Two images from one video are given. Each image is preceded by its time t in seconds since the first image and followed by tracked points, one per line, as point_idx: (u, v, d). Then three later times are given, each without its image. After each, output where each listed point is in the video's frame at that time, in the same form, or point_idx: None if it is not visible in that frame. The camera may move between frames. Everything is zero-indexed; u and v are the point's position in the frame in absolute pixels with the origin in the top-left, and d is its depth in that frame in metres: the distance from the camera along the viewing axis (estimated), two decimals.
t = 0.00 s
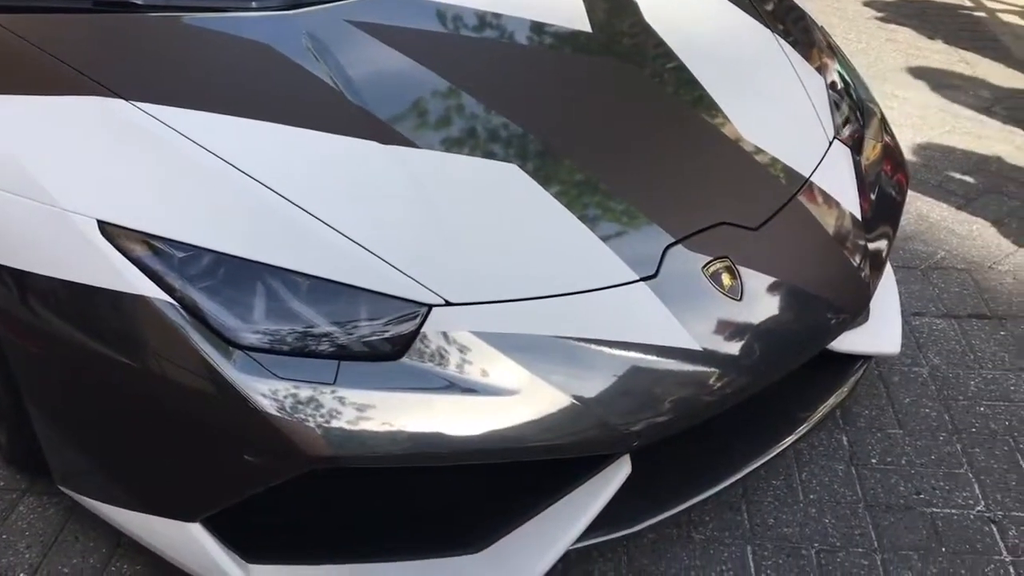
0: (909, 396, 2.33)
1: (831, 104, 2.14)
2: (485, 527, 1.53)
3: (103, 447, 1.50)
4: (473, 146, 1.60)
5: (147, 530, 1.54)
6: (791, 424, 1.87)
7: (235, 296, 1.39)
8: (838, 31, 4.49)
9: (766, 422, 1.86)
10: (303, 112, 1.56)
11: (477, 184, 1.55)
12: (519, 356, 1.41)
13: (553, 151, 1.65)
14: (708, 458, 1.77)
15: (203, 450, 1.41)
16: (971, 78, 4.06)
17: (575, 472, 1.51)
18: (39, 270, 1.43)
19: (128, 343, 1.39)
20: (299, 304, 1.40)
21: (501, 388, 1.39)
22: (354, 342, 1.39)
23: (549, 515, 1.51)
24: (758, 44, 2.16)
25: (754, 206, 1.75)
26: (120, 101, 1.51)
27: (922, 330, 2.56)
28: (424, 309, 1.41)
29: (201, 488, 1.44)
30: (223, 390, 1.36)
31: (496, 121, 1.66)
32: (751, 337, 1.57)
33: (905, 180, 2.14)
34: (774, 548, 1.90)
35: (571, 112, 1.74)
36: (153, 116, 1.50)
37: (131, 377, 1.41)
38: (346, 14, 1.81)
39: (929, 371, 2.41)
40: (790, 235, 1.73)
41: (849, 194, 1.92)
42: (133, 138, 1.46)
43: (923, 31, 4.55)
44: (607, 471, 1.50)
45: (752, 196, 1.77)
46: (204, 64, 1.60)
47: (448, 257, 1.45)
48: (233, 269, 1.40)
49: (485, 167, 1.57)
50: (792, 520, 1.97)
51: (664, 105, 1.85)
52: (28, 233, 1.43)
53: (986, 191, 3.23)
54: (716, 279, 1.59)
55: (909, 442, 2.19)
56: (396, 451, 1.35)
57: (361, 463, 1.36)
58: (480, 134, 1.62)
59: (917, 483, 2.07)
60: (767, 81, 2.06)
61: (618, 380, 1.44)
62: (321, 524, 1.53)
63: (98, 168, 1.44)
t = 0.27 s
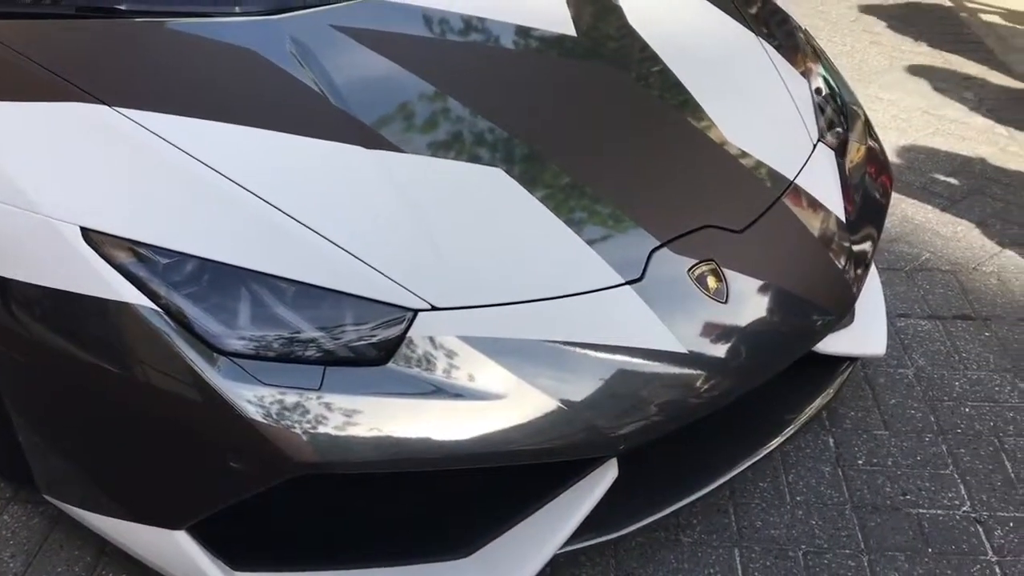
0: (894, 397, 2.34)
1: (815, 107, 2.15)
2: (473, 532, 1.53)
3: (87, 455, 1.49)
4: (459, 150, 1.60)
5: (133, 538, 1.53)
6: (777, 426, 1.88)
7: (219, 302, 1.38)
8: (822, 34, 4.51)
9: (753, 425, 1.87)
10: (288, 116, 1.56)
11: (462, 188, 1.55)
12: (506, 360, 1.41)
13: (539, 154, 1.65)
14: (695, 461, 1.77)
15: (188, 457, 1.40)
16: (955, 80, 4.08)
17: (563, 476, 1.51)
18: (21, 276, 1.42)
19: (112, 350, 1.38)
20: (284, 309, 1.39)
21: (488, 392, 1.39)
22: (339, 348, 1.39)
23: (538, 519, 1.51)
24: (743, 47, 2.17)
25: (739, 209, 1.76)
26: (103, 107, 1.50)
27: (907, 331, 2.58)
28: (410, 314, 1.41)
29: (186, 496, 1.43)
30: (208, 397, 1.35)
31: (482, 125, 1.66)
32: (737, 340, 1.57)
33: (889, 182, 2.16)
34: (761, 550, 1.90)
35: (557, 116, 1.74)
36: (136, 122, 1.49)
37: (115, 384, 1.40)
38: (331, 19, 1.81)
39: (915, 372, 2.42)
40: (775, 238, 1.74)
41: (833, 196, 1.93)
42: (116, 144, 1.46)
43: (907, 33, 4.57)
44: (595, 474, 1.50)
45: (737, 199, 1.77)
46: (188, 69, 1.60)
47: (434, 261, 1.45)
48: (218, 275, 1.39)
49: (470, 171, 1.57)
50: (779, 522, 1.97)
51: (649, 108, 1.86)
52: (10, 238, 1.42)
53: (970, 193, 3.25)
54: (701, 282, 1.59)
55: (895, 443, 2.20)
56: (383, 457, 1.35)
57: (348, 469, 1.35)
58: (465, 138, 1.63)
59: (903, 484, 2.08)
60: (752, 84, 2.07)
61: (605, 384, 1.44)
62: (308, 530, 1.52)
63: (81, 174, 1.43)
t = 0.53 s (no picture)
0: (883, 408, 2.35)
1: (800, 119, 2.17)
2: (465, 546, 1.52)
3: (77, 473, 1.48)
4: (448, 164, 1.61)
5: (123, 557, 1.52)
6: (767, 438, 1.88)
7: (210, 318, 1.38)
8: (808, 47, 4.55)
9: (743, 436, 1.87)
10: (278, 133, 1.56)
11: (452, 203, 1.55)
12: (497, 375, 1.41)
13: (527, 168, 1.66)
14: (686, 473, 1.77)
15: (179, 474, 1.39)
16: (939, 92, 4.12)
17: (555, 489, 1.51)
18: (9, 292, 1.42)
19: (102, 368, 1.38)
20: (275, 325, 1.39)
21: (480, 407, 1.39)
22: (331, 363, 1.39)
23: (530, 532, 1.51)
24: (729, 60, 2.19)
25: (727, 222, 1.77)
26: (92, 125, 1.50)
27: (895, 342, 2.59)
28: (401, 328, 1.41)
29: (177, 513, 1.43)
30: (199, 414, 1.35)
31: (470, 139, 1.67)
32: (727, 352, 1.58)
33: (875, 194, 2.17)
34: (753, 562, 1.90)
35: (545, 130, 1.75)
36: (126, 139, 1.49)
37: (105, 402, 1.39)
38: (319, 35, 1.82)
39: (903, 383, 2.44)
40: (763, 250, 1.75)
41: (820, 208, 1.94)
42: (106, 162, 1.46)
43: (892, 45, 4.62)
44: (587, 488, 1.50)
45: (726, 212, 1.79)
46: (177, 87, 1.60)
47: (424, 276, 1.46)
48: (208, 291, 1.39)
49: (460, 187, 1.58)
50: (770, 534, 1.97)
51: (636, 121, 1.87)
52: None
53: (956, 203, 3.28)
54: (691, 294, 1.60)
55: (885, 454, 2.20)
56: (375, 472, 1.35)
57: (340, 485, 1.35)
58: (454, 153, 1.64)
59: (893, 494, 2.08)
60: (738, 96, 2.08)
61: (596, 397, 1.45)
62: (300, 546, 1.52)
63: (70, 192, 1.43)
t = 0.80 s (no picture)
0: (878, 426, 2.36)
1: (790, 139, 2.20)
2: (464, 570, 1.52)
3: (75, 500, 1.48)
4: (440, 187, 1.63)
5: None
6: (764, 457, 1.88)
7: (208, 344, 1.38)
8: (795, 67, 4.59)
9: (739, 457, 1.88)
10: (273, 158, 1.57)
11: (448, 226, 1.56)
12: (493, 397, 1.41)
13: (519, 190, 1.68)
14: (684, 494, 1.78)
15: (178, 501, 1.39)
16: (926, 111, 4.16)
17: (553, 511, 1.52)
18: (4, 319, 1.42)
19: (101, 395, 1.38)
20: (273, 350, 1.40)
21: (476, 429, 1.39)
22: (328, 388, 1.39)
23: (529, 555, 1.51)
24: (718, 82, 2.21)
25: (720, 243, 1.78)
26: (90, 152, 1.51)
27: (887, 360, 2.60)
28: (398, 352, 1.41)
29: (177, 540, 1.42)
30: (197, 440, 1.35)
31: (462, 161, 1.69)
32: (722, 373, 1.59)
33: (865, 214, 2.19)
34: None
35: (538, 153, 1.77)
36: (124, 166, 1.50)
37: (104, 429, 1.39)
38: (313, 60, 1.83)
39: (897, 401, 2.45)
40: (756, 271, 1.76)
41: (812, 228, 1.96)
42: (103, 189, 1.46)
43: (879, 65, 4.66)
44: (586, 510, 1.52)
45: (719, 232, 1.80)
46: (174, 114, 1.61)
47: (421, 299, 1.46)
48: (206, 317, 1.39)
49: (455, 211, 1.59)
50: (768, 554, 1.98)
51: (628, 143, 1.89)
52: None
53: (945, 221, 3.30)
54: (686, 315, 1.61)
55: (880, 472, 2.21)
56: (372, 497, 1.35)
57: (337, 510, 1.35)
58: (446, 176, 1.65)
59: (889, 513, 2.09)
60: (728, 117, 2.11)
61: (592, 419, 1.45)
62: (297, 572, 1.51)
63: (67, 219, 1.43)
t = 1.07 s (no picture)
0: (876, 449, 2.37)
1: (785, 163, 2.22)
2: None
3: (79, 529, 1.47)
4: (437, 212, 1.64)
5: None
6: (764, 481, 1.89)
7: (212, 373, 1.39)
8: (787, 92, 4.63)
9: (740, 481, 1.88)
10: (274, 186, 1.59)
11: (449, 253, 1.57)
12: (494, 422, 1.42)
13: (516, 215, 1.69)
14: (687, 519, 1.78)
15: (186, 529, 1.40)
16: (917, 134, 4.20)
17: (558, 536, 1.52)
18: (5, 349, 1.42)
19: (105, 425, 1.38)
20: (277, 378, 1.40)
21: (477, 455, 1.40)
22: (333, 416, 1.40)
23: None
24: (713, 107, 2.24)
25: (719, 268, 1.79)
26: (94, 182, 1.51)
27: (884, 383, 2.62)
28: (403, 380, 1.42)
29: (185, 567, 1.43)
30: (201, 468, 1.35)
31: (459, 186, 1.70)
32: (722, 397, 1.60)
33: (861, 238, 2.21)
34: None
35: (536, 179, 1.79)
36: (128, 196, 1.50)
37: (109, 458, 1.39)
38: (314, 89, 1.85)
39: (894, 424, 2.46)
40: (755, 295, 1.78)
41: (809, 253, 1.97)
42: (107, 219, 1.47)
43: (870, 89, 4.71)
44: (590, 536, 1.53)
45: (718, 258, 1.81)
46: (176, 143, 1.63)
47: (423, 326, 1.47)
48: (210, 346, 1.40)
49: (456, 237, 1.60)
50: None
51: (624, 169, 1.91)
52: None
53: (939, 244, 3.33)
54: (687, 340, 1.62)
55: (879, 495, 2.22)
56: (374, 524, 1.35)
57: (339, 537, 1.35)
58: (442, 201, 1.66)
59: (889, 536, 2.09)
60: (723, 142, 2.13)
61: (593, 444, 1.46)
62: None
63: (72, 249, 1.44)
